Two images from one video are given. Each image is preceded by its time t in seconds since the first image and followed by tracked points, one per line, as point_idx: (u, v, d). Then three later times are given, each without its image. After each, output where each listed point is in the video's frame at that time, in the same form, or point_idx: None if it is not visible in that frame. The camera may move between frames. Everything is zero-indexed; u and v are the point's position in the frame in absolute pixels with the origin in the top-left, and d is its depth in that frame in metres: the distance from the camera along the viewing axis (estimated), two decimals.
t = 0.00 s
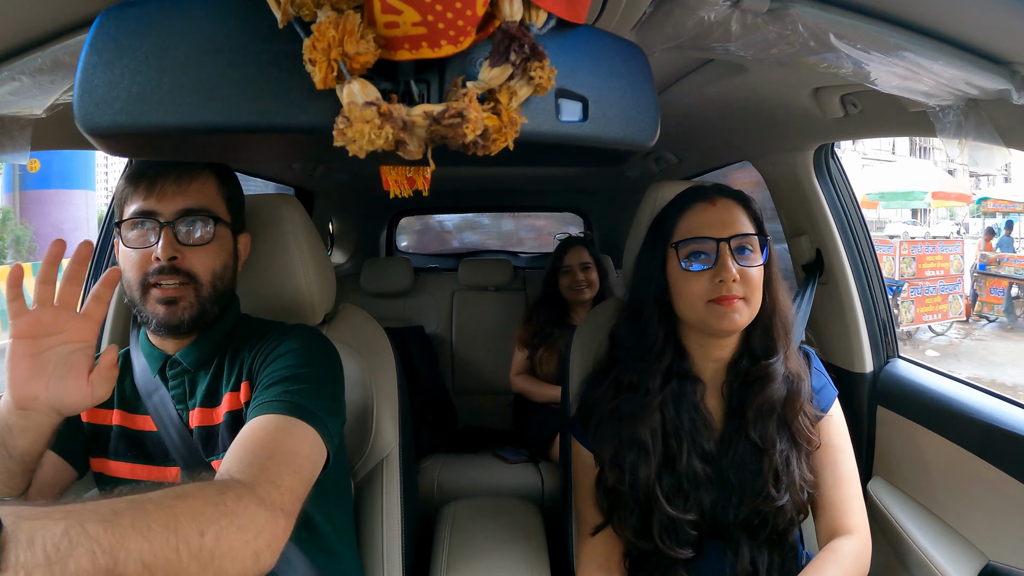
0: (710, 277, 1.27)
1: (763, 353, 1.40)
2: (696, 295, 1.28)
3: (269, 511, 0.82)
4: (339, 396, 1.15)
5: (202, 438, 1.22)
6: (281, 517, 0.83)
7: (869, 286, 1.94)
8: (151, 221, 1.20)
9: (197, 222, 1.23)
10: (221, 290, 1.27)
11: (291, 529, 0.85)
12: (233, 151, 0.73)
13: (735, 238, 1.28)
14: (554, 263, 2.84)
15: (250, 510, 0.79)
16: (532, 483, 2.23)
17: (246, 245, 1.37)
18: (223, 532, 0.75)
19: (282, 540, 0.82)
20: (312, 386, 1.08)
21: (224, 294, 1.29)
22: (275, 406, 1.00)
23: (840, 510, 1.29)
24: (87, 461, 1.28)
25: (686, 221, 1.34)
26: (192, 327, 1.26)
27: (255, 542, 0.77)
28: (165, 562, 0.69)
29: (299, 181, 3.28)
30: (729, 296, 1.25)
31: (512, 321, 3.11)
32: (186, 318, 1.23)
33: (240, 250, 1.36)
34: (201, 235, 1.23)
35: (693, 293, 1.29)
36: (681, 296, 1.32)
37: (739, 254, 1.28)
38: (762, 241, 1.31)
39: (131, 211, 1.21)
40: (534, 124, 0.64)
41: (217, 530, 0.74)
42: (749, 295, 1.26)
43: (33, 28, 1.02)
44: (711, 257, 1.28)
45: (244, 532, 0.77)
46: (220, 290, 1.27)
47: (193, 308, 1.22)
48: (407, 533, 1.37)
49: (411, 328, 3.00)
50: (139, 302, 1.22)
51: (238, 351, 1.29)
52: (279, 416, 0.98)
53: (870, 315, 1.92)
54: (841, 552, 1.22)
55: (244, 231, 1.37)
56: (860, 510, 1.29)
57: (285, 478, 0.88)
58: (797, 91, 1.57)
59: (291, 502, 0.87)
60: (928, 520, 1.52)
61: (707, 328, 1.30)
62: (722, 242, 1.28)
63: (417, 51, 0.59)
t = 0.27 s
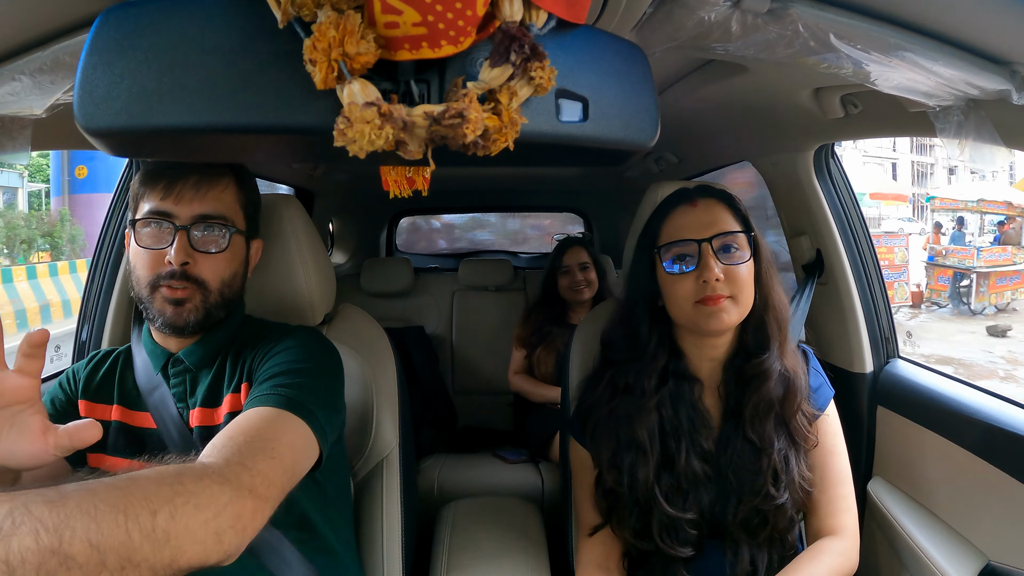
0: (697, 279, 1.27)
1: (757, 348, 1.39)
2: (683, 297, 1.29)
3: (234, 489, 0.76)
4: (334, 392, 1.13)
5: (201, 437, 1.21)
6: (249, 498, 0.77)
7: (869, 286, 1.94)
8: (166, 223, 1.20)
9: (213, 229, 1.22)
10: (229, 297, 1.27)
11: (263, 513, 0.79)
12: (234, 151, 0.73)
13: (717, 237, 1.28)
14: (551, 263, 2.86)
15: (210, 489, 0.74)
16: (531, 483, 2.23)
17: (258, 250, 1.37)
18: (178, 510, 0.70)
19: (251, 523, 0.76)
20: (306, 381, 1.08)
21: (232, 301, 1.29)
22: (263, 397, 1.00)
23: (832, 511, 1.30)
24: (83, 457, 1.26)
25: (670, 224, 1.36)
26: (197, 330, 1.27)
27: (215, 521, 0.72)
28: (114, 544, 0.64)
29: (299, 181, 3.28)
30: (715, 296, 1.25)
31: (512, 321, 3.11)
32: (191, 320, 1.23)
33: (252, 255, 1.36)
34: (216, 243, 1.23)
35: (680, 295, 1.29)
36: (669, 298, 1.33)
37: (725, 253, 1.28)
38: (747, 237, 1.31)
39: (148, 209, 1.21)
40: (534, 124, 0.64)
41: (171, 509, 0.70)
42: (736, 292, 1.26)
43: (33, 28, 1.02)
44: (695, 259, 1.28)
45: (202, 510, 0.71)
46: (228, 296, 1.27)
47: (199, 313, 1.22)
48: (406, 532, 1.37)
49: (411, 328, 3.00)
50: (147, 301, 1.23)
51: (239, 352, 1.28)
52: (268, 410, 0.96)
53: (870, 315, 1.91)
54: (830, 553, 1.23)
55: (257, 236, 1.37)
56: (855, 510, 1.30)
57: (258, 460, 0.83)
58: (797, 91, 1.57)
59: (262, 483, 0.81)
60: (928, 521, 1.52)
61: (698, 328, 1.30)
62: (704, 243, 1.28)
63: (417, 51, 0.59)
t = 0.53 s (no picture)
0: (701, 282, 1.26)
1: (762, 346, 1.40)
2: (687, 301, 1.28)
3: (225, 474, 0.76)
4: (336, 387, 1.12)
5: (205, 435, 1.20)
6: (241, 483, 0.77)
7: (869, 286, 1.94)
8: (169, 223, 1.20)
9: (217, 230, 1.23)
10: (233, 298, 1.27)
11: (256, 498, 0.78)
12: (234, 151, 0.73)
13: (718, 240, 1.28)
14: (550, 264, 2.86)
15: (201, 473, 0.73)
16: (531, 483, 2.23)
17: (263, 250, 1.37)
18: (168, 494, 0.69)
19: (244, 508, 0.76)
20: (307, 375, 1.07)
21: (235, 302, 1.28)
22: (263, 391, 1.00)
23: (833, 510, 1.30)
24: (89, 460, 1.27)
25: (671, 228, 1.35)
26: (200, 330, 1.27)
27: (206, 506, 0.71)
28: (103, 530, 0.63)
29: (299, 180, 3.29)
30: (719, 299, 1.25)
31: (512, 321, 3.11)
32: (194, 321, 1.23)
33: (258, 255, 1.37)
34: (220, 244, 1.23)
35: (684, 299, 1.29)
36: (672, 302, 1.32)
37: (727, 255, 1.28)
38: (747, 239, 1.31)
39: (153, 210, 1.22)
40: (534, 123, 0.64)
41: (160, 493, 0.69)
42: (740, 294, 1.26)
43: (33, 27, 1.02)
44: (699, 261, 1.28)
45: (192, 494, 0.71)
46: (232, 297, 1.27)
47: (203, 313, 1.22)
48: (408, 533, 1.37)
49: (411, 328, 3.00)
50: (150, 300, 1.23)
51: (243, 350, 1.27)
52: (268, 404, 0.96)
53: (870, 315, 1.91)
54: (833, 552, 1.23)
55: (262, 238, 1.37)
56: (856, 512, 1.30)
57: (252, 447, 0.83)
58: (797, 91, 1.57)
59: (255, 470, 0.80)
60: (928, 520, 1.52)
61: (704, 331, 1.29)
62: (706, 246, 1.28)
63: (417, 51, 0.59)
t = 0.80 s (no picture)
0: (710, 284, 1.26)
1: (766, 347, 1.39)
2: (695, 302, 1.28)
3: (212, 458, 0.75)
4: (335, 386, 1.11)
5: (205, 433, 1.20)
6: (229, 469, 0.76)
7: (869, 286, 1.94)
8: (172, 225, 1.20)
9: (220, 234, 1.22)
10: (236, 302, 1.26)
11: (246, 484, 0.77)
12: (234, 151, 0.73)
13: (727, 242, 1.28)
14: (556, 264, 2.84)
15: (187, 457, 0.73)
16: (531, 483, 2.23)
17: (266, 253, 1.37)
18: (151, 476, 0.69)
19: (231, 494, 0.75)
20: (305, 372, 1.07)
21: (238, 306, 1.28)
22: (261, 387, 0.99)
23: (833, 511, 1.30)
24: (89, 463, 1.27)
25: (677, 228, 1.34)
26: (202, 333, 1.26)
27: (190, 489, 0.71)
28: (85, 509, 0.64)
29: (300, 180, 3.29)
30: (728, 301, 1.25)
31: (512, 321, 3.11)
32: (196, 325, 1.23)
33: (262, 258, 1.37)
34: (222, 247, 1.22)
35: (692, 300, 1.28)
36: (679, 304, 1.31)
37: (735, 257, 1.28)
38: (755, 242, 1.31)
39: (156, 212, 1.22)
40: (534, 123, 0.64)
41: (143, 474, 0.69)
42: (748, 297, 1.26)
43: (33, 28, 1.02)
44: (707, 263, 1.27)
45: (176, 477, 0.70)
46: (235, 301, 1.26)
47: (205, 318, 1.22)
48: (408, 533, 1.37)
49: (411, 328, 3.00)
50: (152, 303, 1.23)
51: (242, 348, 1.27)
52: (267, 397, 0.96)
53: (870, 315, 1.91)
54: (832, 552, 1.23)
55: (264, 239, 1.37)
56: (855, 512, 1.31)
57: (242, 435, 0.82)
58: (797, 90, 1.58)
59: (245, 456, 0.79)
60: (928, 520, 1.52)
61: (710, 333, 1.29)
62: (715, 247, 1.27)
63: (417, 51, 0.59)
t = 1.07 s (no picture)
0: (714, 286, 1.26)
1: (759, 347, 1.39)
2: (698, 306, 1.28)
3: (150, 415, 0.73)
4: (316, 373, 1.10)
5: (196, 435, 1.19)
6: (169, 427, 0.74)
7: (869, 285, 1.94)
8: (163, 223, 1.20)
9: (209, 227, 1.22)
10: (230, 296, 1.27)
11: (188, 444, 0.74)
12: (234, 151, 0.73)
13: (730, 244, 1.28)
14: (555, 264, 2.84)
15: (122, 412, 0.72)
16: (532, 483, 2.23)
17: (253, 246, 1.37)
18: (80, 426, 0.68)
19: (169, 452, 0.72)
20: (285, 357, 1.05)
21: (231, 300, 1.28)
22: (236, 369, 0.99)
23: (832, 511, 1.30)
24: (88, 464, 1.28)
25: (679, 231, 1.34)
26: (198, 330, 1.26)
27: (118, 440, 0.69)
28: (7, 454, 0.64)
29: (299, 180, 3.29)
30: (730, 304, 1.25)
31: (512, 321, 3.11)
32: (194, 322, 1.23)
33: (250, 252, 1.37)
34: (213, 240, 1.22)
35: (694, 305, 1.28)
36: (681, 308, 1.31)
37: (738, 259, 1.28)
38: (757, 244, 1.32)
39: (144, 211, 1.21)
40: (534, 123, 0.64)
41: (71, 424, 0.68)
42: (751, 299, 1.26)
43: (33, 27, 1.02)
44: (711, 265, 1.27)
45: (106, 429, 0.69)
46: (228, 294, 1.26)
47: (201, 313, 1.22)
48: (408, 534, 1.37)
49: (411, 328, 3.00)
50: (147, 304, 1.22)
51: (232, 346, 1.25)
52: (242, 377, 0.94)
53: (870, 314, 1.91)
54: (830, 552, 1.23)
55: (251, 233, 1.37)
56: (854, 510, 1.31)
57: (192, 399, 0.80)
58: (797, 91, 1.58)
59: (190, 418, 0.77)
60: (928, 520, 1.52)
61: (712, 336, 1.29)
62: (718, 250, 1.28)
63: (417, 51, 0.59)
